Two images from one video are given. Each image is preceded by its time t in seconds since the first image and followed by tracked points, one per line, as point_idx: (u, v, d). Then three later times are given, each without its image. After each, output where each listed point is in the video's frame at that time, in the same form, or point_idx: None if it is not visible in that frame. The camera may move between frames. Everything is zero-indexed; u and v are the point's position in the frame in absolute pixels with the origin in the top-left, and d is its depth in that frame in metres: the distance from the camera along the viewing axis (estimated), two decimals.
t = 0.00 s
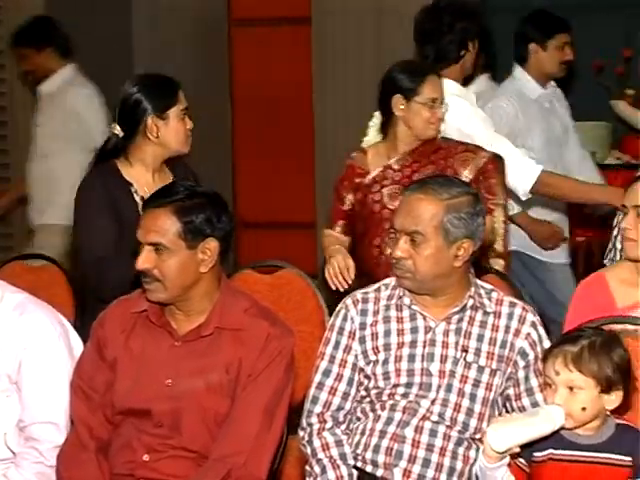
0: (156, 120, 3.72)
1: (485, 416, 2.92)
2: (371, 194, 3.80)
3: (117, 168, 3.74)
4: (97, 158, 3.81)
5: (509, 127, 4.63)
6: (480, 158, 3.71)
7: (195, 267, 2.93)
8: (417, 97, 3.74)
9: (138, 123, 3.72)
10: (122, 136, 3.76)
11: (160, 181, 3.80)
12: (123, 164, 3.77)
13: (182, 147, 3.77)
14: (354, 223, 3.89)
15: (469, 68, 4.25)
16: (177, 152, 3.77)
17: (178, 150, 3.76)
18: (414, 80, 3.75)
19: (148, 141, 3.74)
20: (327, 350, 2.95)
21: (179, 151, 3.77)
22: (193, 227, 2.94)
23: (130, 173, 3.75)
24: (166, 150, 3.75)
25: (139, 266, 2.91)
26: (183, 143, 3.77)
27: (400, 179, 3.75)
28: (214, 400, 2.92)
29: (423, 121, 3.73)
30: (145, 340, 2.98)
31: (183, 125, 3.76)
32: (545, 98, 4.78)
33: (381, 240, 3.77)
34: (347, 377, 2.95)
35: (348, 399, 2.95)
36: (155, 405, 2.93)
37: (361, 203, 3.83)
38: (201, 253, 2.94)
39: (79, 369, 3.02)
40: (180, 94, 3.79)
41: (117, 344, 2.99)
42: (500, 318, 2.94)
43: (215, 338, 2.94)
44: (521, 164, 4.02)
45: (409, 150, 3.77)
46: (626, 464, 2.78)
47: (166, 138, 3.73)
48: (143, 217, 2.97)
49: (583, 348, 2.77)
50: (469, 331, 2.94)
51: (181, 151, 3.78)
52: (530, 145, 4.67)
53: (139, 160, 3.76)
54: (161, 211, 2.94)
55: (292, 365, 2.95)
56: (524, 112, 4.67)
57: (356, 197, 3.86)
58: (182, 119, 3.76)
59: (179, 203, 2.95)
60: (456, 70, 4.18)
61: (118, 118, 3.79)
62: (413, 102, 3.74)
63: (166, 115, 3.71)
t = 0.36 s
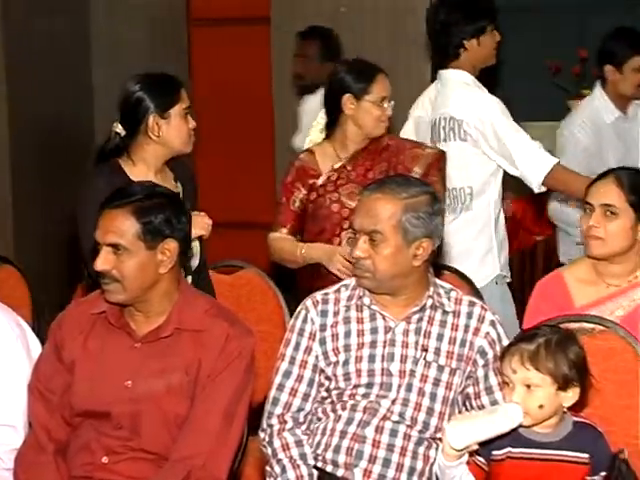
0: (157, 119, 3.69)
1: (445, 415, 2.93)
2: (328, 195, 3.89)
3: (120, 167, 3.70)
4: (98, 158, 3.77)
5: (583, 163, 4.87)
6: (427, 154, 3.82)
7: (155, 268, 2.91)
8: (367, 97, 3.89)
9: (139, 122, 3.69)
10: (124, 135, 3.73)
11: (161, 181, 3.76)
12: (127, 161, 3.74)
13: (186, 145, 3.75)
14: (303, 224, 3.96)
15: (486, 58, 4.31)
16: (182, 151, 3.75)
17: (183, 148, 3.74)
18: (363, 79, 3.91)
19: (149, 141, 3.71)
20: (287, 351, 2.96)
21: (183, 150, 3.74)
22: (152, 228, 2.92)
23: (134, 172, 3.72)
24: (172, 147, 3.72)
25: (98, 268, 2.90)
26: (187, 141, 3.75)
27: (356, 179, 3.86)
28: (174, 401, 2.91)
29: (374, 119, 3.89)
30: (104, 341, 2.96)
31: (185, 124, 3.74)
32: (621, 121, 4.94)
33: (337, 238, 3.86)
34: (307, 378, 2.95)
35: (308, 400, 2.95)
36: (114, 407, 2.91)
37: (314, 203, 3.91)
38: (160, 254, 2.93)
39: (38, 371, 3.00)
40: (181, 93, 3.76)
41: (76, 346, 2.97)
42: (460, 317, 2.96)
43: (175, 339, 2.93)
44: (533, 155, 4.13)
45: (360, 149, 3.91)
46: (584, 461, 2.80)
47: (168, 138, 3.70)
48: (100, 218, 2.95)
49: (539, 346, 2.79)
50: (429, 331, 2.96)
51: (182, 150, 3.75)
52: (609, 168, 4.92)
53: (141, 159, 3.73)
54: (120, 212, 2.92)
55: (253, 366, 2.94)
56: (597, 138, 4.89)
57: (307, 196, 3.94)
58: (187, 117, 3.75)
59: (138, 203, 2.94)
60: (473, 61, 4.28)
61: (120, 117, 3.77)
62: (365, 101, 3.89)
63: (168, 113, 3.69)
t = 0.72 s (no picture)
0: (151, 117, 3.54)
1: (410, 415, 2.93)
2: (298, 195, 3.92)
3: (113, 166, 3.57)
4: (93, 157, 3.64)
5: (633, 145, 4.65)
6: (395, 154, 3.92)
7: (121, 268, 2.90)
8: (334, 97, 3.90)
9: (132, 119, 3.55)
10: (117, 133, 3.60)
11: (155, 182, 3.61)
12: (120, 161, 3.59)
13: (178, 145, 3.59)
14: (272, 225, 3.96)
15: (514, 58, 4.15)
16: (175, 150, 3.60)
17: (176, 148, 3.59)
18: (330, 78, 3.91)
19: (142, 139, 3.56)
20: (254, 350, 2.95)
21: (176, 149, 3.59)
22: (118, 228, 2.91)
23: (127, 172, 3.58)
24: (164, 147, 3.57)
25: (63, 269, 2.88)
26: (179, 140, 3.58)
27: (325, 178, 3.91)
28: (141, 403, 2.90)
29: (342, 118, 3.90)
30: (70, 343, 2.94)
31: (180, 121, 3.59)
32: None
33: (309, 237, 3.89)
34: (274, 377, 2.95)
35: (274, 399, 2.95)
36: (80, 408, 2.90)
37: (284, 204, 3.94)
38: (126, 255, 2.92)
39: (3, 372, 2.98)
40: (176, 90, 3.61)
41: (41, 347, 2.95)
42: (426, 316, 2.97)
43: (141, 339, 2.92)
44: (516, 177, 3.94)
45: (328, 149, 3.93)
46: (550, 459, 2.81)
47: (162, 137, 3.55)
48: (66, 218, 2.93)
49: (505, 345, 2.81)
50: (394, 331, 2.96)
51: (177, 149, 3.60)
52: None
53: (134, 158, 3.58)
54: (86, 213, 2.91)
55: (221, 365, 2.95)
56: None
57: (277, 197, 3.94)
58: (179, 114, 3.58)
59: (104, 204, 2.92)
60: (497, 62, 4.13)
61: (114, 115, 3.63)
62: (333, 101, 3.89)
63: (161, 112, 3.54)
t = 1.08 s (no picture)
0: (131, 116, 3.56)
1: (364, 411, 2.93)
2: (261, 195, 3.92)
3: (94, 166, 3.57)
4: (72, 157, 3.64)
5: None
6: (362, 154, 3.88)
7: (81, 269, 2.88)
8: (300, 98, 3.90)
9: (112, 118, 3.57)
10: (96, 133, 3.61)
11: (137, 182, 3.62)
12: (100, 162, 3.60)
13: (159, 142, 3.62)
14: (235, 224, 3.97)
15: (496, 64, 4.12)
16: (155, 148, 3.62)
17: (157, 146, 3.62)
18: (295, 79, 3.91)
19: (123, 138, 3.57)
20: (212, 343, 2.98)
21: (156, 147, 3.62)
22: (78, 229, 2.89)
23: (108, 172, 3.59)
24: (145, 145, 3.59)
25: (23, 270, 2.86)
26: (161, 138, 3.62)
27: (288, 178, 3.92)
28: (102, 404, 2.88)
29: (308, 118, 3.91)
30: (29, 345, 2.92)
31: (160, 120, 3.61)
32: None
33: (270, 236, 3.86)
34: (228, 370, 2.96)
35: (228, 392, 2.97)
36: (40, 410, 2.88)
37: (247, 203, 3.94)
38: (87, 255, 2.90)
39: None
40: (156, 88, 3.63)
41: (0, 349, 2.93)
42: (383, 314, 2.96)
43: (101, 341, 2.90)
44: (483, 194, 3.95)
45: (293, 149, 3.94)
46: (510, 456, 2.82)
47: (142, 134, 3.57)
48: (26, 220, 2.92)
49: (466, 344, 2.82)
50: (349, 328, 2.96)
51: (158, 147, 3.62)
52: None
53: (114, 158, 3.60)
54: (46, 213, 2.89)
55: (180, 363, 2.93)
56: None
57: (240, 196, 3.96)
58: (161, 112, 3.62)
59: (64, 204, 2.90)
60: (477, 68, 4.12)
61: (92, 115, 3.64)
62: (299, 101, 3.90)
63: (141, 110, 3.56)
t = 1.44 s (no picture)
0: (110, 118, 3.66)
1: (321, 406, 2.93)
2: (226, 197, 3.91)
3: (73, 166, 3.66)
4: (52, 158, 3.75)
5: None
6: (325, 156, 3.87)
7: (40, 270, 2.86)
8: (264, 100, 3.90)
9: (91, 120, 3.66)
10: (75, 133, 3.70)
11: (115, 182, 3.73)
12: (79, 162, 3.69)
13: (136, 144, 3.72)
14: (198, 224, 3.96)
15: (465, 63, 4.13)
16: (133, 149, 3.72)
17: (134, 146, 3.71)
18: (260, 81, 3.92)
19: (102, 139, 3.67)
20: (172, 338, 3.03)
21: (133, 148, 3.72)
22: (37, 229, 2.87)
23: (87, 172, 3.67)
24: (123, 146, 3.69)
25: None
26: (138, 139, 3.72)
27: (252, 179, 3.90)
28: (61, 405, 2.86)
29: (273, 121, 3.91)
30: None
31: (138, 121, 3.72)
32: None
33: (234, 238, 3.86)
34: (186, 365, 3.01)
35: (186, 386, 3.01)
36: None
37: (211, 205, 3.93)
38: (46, 256, 2.87)
39: None
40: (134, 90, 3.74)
41: None
42: (344, 313, 2.97)
43: (62, 341, 2.88)
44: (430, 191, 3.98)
45: (257, 151, 3.93)
46: (471, 454, 2.83)
47: (121, 135, 3.67)
48: None
49: (427, 341, 2.83)
50: (309, 324, 2.97)
51: (136, 148, 3.73)
52: None
53: (92, 158, 3.69)
54: (4, 213, 2.86)
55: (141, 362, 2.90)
56: None
57: (204, 197, 3.95)
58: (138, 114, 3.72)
59: (23, 205, 2.88)
60: (446, 67, 4.13)
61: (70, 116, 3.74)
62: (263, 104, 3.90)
63: (121, 111, 3.67)
